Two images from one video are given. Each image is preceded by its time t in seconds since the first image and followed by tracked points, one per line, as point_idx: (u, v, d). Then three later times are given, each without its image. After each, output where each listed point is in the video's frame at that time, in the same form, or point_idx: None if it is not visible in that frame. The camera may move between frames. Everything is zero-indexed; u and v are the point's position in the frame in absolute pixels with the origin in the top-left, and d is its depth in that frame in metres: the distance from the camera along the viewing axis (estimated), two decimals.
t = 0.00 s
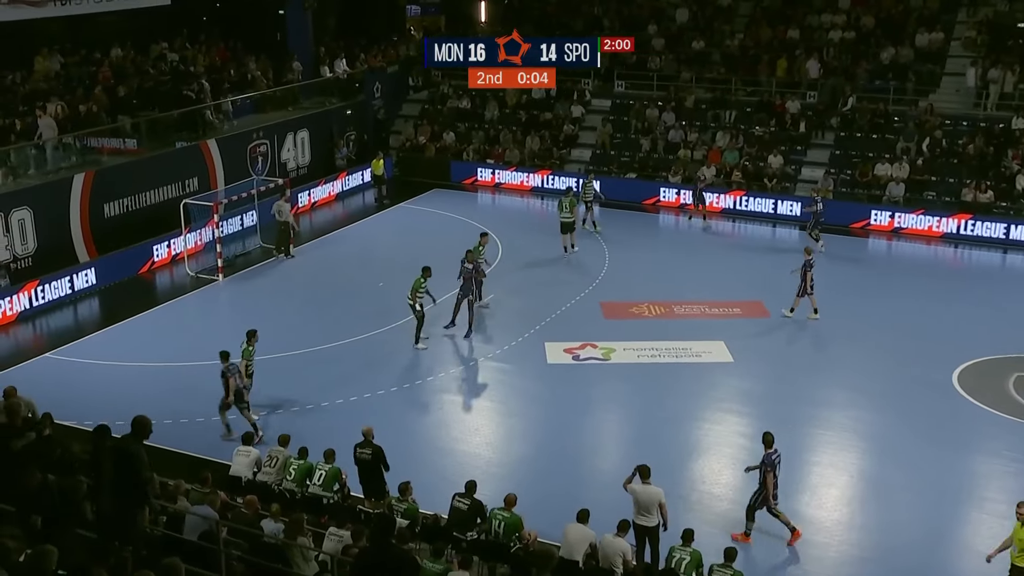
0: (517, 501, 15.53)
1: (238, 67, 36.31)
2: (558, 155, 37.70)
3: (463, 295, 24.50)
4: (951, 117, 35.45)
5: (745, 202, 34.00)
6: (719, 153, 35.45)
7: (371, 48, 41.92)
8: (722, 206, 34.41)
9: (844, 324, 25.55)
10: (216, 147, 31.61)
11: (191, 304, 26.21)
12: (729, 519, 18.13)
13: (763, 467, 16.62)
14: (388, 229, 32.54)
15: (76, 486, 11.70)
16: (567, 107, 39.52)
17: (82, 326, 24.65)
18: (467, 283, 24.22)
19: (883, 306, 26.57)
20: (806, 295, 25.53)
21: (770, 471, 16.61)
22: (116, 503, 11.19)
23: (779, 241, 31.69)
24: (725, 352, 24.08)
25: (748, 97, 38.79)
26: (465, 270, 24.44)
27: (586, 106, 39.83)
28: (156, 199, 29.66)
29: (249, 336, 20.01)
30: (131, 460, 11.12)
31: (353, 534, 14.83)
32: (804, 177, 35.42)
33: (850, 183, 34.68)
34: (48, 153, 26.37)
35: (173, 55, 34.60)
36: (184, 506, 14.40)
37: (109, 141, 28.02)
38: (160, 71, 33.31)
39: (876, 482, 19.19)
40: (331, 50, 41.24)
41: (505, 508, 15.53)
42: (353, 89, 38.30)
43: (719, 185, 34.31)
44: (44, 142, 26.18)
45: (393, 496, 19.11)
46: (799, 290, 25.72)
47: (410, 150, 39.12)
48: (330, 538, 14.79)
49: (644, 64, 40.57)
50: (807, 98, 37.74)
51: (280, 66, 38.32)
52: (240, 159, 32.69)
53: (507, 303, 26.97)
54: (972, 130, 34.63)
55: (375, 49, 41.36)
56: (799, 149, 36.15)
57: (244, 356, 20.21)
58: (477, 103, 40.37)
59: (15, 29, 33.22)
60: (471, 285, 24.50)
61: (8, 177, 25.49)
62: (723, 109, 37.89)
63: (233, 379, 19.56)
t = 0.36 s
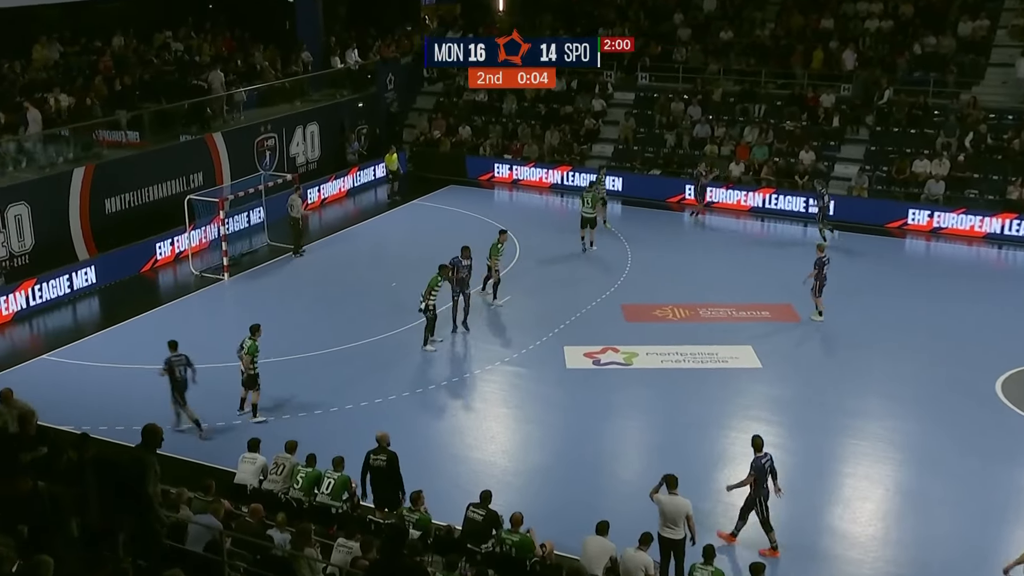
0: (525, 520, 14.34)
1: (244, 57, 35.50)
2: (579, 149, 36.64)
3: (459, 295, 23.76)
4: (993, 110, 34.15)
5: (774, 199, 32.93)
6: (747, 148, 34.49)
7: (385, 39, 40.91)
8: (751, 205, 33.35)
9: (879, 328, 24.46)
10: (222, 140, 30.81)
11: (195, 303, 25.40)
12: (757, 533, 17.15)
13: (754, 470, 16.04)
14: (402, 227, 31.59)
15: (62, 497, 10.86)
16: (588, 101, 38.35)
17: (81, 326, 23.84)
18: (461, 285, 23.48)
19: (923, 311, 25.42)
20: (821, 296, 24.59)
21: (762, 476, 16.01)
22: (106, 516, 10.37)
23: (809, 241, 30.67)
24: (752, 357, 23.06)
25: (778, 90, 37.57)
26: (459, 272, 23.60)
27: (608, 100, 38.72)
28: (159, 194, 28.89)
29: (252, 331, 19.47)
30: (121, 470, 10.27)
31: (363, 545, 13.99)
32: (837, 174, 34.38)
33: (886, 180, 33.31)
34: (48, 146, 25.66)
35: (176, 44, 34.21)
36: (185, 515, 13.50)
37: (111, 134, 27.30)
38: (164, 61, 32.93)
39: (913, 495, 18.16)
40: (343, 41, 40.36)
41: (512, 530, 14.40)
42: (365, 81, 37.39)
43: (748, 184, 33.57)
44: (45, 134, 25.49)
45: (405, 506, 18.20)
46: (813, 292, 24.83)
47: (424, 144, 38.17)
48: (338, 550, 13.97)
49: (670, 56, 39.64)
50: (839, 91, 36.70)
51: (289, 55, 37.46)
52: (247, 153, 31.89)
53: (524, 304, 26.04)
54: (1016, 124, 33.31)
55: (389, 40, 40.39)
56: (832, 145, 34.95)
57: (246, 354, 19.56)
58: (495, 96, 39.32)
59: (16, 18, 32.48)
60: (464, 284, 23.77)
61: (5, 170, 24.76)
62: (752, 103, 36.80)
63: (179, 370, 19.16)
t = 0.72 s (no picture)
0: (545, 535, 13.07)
1: (248, 42, 34.41)
2: (601, 143, 35.58)
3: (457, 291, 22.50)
4: None
5: (808, 196, 31.72)
6: (780, 142, 33.19)
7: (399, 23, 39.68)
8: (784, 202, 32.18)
9: (919, 333, 23.25)
10: (224, 130, 29.91)
11: (198, 302, 24.45)
12: (790, 550, 15.98)
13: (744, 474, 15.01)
14: (416, 224, 30.47)
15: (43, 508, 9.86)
16: (611, 91, 37.21)
17: (76, 327, 22.90)
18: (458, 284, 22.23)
19: (969, 314, 24.17)
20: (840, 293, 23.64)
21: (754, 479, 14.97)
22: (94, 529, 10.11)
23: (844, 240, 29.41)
24: (785, 363, 21.87)
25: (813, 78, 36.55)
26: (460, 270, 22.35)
27: (631, 90, 37.61)
28: (159, 187, 27.99)
29: (262, 324, 18.73)
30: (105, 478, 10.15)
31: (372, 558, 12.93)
32: (877, 169, 33.02)
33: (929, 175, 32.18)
34: (43, 136, 24.84)
35: (178, 29, 33.02)
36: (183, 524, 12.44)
37: (109, 125, 26.48)
38: (162, 45, 31.68)
39: (959, 511, 16.94)
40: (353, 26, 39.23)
41: (532, 544, 13.02)
42: (376, 69, 36.33)
43: (781, 178, 32.26)
44: (41, 124, 24.69)
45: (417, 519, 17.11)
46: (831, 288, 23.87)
47: (438, 136, 37.13)
48: (346, 563, 12.89)
49: (698, 44, 38.29)
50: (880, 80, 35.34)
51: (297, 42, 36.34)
52: (252, 145, 30.98)
53: (543, 304, 24.95)
54: None
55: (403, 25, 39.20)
56: (871, 137, 33.74)
57: (255, 347, 18.92)
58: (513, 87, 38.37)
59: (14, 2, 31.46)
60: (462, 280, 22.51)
61: None
62: (786, 93, 35.53)
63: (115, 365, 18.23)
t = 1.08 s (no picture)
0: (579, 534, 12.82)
1: (265, 35, 33.81)
2: (628, 141, 34.82)
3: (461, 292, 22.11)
4: None
5: (844, 195, 30.95)
6: (815, 139, 32.44)
7: (421, 15, 38.91)
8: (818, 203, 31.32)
9: (959, 339, 22.43)
10: (240, 127, 29.44)
11: (212, 304, 23.95)
12: (824, 565, 15.23)
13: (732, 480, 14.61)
14: (437, 224, 29.82)
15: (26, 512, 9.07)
16: (639, 86, 36.20)
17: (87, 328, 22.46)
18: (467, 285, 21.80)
19: (1012, 319, 23.32)
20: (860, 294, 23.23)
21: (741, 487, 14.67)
22: (96, 539, 9.79)
23: (880, 243, 28.60)
24: (818, 369, 21.11)
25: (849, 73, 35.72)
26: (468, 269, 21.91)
27: (661, 85, 36.60)
28: (172, 184, 27.56)
29: (289, 316, 18.58)
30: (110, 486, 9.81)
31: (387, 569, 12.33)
32: (915, 168, 32.32)
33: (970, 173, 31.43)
34: (54, 131, 24.49)
35: (192, 21, 32.47)
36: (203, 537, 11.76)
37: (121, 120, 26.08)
38: (174, 41, 31.11)
39: (1003, 526, 16.12)
40: (372, 19, 38.55)
41: (563, 544, 12.73)
42: (396, 63, 35.62)
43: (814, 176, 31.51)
44: (52, 118, 24.34)
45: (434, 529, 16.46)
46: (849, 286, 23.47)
47: (460, 133, 36.50)
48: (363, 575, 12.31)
49: (730, 37, 37.18)
50: (920, 75, 34.42)
51: (316, 36, 35.75)
52: (267, 141, 30.53)
53: (570, 305, 24.32)
54: None
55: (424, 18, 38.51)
56: (910, 136, 32.99)
57: (283, 340, 18.71)
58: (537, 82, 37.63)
59: None
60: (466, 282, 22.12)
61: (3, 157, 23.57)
62: (821, 89, 34.70)
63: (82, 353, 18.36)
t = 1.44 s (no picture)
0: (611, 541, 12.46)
1: (284, 29, 33.26)
2: (657, 139, 34.04)
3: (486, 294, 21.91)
4: None
5: (883, 197, 30.31)
6: (853, 139, 31.78)
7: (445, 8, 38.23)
8: (856, 203, 30.69)
9: (1002, 347, 21.63)
10: (257, 125, 29.00)
11: (228, 307, 23.46)
12: None
13: (716, 483, 14.21)
14: (459, 225, 29.23)
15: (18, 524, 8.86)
16: (669, 83, 35.36)
17: (98, 331, 22.06)
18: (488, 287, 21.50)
19: None
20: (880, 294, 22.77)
21: (728, 492, 14.18)
22: (94, 559, 9.50)
23: (918, 247, 27.82)
24: (854, 378, 20.35)
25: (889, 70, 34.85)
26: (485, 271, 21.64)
27: (692, 82, 35.79)
28: (187, 183, 27.11)
29: (319, 314, 18.24)
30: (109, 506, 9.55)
31: None
32: (959, 168, 31.48)
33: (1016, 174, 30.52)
34: (64, 128, 24.10)
35: (209, 15, 31.75)
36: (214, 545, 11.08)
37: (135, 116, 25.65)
38: (192, 35, 30.39)
39: None
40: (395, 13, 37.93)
41: (594, 550, 12.49)
42: (417, 60, 35.04)
43: (853, 177, 30.71)
44: (64, 116, 23.96)
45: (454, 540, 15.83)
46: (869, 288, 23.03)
47: (484, 131, 35.87)
48: None
49: (764, 33, 36.26)
50: (965, 71, 33.50)
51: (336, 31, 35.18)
52: (286, 139, 30.06)
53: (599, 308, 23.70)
54: None
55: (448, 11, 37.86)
56: (953, 135, 32.20)
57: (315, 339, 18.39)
58: (563, 78, 36.88)
59: None
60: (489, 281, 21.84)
61: (13, 155, 23.20)
62: (860, 86, 33.76)
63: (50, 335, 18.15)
